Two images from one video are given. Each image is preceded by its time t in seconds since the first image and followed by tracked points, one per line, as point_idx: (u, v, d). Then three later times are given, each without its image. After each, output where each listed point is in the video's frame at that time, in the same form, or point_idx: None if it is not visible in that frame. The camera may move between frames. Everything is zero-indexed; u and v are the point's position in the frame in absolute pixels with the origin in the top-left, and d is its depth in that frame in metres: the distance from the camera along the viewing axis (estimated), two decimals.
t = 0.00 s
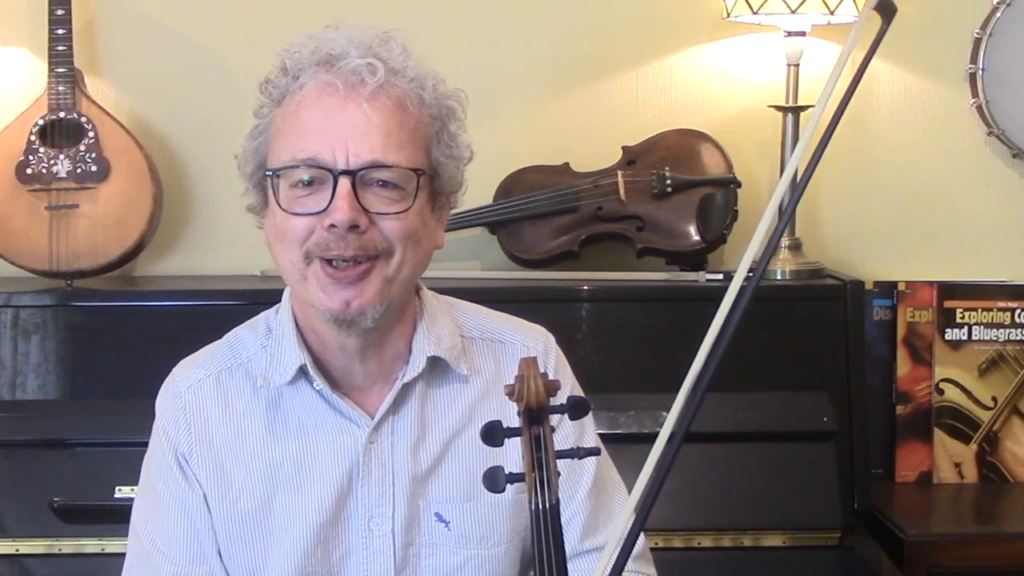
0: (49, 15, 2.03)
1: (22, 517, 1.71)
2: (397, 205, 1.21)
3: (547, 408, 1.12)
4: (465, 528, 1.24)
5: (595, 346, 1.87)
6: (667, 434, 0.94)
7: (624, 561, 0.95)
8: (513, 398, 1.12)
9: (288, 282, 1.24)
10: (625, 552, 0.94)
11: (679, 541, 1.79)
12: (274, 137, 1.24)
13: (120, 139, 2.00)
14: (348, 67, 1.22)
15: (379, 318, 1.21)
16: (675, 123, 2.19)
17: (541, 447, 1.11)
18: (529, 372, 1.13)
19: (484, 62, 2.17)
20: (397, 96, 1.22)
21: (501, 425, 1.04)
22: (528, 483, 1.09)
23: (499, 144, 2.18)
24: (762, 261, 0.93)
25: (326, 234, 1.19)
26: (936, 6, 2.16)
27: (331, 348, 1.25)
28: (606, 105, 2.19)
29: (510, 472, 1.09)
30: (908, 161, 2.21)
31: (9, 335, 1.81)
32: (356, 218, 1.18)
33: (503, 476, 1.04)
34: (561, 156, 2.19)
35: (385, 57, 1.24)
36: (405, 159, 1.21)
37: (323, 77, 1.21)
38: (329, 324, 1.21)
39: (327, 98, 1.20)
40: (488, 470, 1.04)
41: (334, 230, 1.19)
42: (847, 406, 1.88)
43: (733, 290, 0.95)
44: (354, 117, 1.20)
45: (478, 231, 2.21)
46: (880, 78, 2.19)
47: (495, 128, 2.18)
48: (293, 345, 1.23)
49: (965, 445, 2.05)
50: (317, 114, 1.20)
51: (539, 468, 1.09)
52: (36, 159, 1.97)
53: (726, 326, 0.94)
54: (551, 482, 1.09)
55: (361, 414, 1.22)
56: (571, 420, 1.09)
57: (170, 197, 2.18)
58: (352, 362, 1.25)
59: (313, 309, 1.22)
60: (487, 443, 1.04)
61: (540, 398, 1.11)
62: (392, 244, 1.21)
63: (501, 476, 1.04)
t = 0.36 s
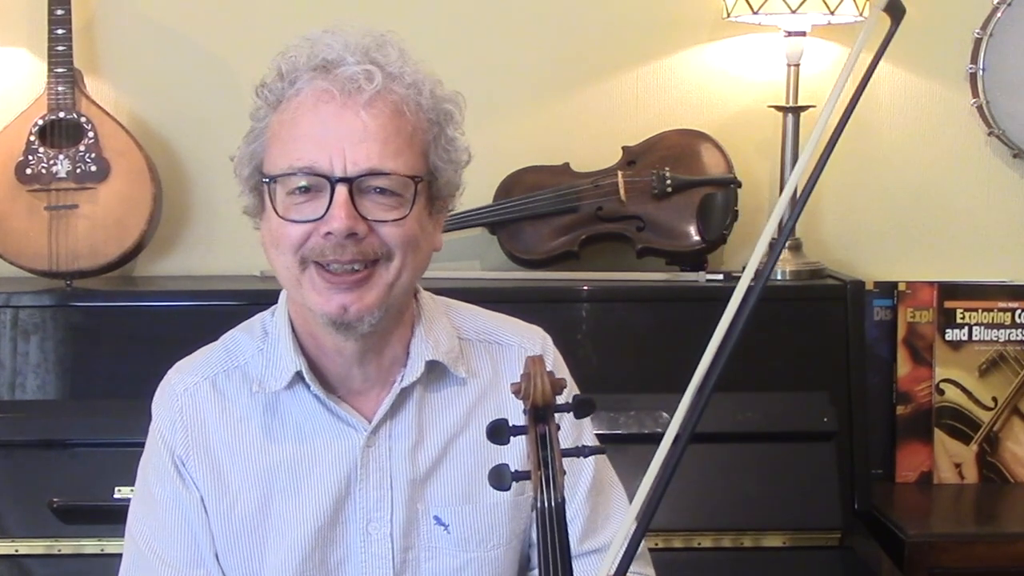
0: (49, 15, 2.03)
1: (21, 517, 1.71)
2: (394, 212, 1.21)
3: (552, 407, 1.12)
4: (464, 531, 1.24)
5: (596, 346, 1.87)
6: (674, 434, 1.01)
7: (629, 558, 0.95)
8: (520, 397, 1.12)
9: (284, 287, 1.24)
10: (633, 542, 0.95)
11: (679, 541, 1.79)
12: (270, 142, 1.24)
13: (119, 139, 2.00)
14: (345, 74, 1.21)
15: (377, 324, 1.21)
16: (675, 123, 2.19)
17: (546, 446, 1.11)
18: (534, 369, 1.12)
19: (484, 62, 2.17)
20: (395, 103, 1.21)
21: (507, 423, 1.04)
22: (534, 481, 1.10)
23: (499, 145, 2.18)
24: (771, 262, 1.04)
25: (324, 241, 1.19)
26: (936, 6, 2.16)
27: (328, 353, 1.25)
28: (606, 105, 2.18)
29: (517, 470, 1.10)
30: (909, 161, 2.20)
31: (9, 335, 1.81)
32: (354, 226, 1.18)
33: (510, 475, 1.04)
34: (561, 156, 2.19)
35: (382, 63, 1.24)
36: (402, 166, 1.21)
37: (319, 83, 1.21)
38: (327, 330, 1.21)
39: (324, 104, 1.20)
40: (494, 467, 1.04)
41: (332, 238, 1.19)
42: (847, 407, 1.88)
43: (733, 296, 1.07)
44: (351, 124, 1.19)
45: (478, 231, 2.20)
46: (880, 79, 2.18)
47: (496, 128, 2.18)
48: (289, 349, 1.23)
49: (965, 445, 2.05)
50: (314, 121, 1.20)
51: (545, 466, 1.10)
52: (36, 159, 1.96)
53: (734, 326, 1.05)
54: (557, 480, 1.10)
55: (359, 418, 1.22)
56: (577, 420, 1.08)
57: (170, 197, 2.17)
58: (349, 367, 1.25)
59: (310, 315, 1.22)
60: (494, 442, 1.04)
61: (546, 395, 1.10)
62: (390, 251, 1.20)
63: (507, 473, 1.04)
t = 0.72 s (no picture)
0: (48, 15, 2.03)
1: (21, 518, 1.70)
2: (394, 206, 1.21)
3: (536, 406, 1.12)
4: (463, 528, 1.24)
5: (596, 347, 1.86)
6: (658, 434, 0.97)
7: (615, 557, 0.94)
8: (502, 397, 1.11)
9: (284, 281, 1.24)
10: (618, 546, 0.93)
11: (679, 541, 1.78)
12: (271, 137, 1.24)
13: (119, 139, 2.00)
14: (345, 67, 1.21)
15: (375, 317, 1.20)
16: (675, 123, 2.19)
17: (532, 445, 1.11)
18: (519, 370, 1.11)
19: (484, 62, 2.17)
20: (394, 96, 1.21)
21: (493, 422, 1.04)
22: (519, 480, 1.10)
23: (499, 145, 2.18)
24: (746, 266, 0.99)
25: (323, 233, 1.19)
26: (937, 6, 2.16)
27: (328, 347, 1.25)
28: (606, 105, 2.18)
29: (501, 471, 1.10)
30: (909, 161, 2.20)
31: (8, 335, 1.81)
32: (353, 218, 1.18)
33: (495, 475, 1.03)
34: (561, 156, 2.19)
35: (382, 58, 1.24)
36: (402, 160, 1.21)
37: (320, 77, 1.21)
38: (326, 323, 1.21)
39: (324, 97, 1.20)
40: (479, 468, 1.04)
41: (331, 230, 1.18)
42: (847, 406, 1.87)
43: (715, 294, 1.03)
44: (351, 117, 1.19)
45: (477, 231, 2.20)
46: (880, 79, 2.18)
47: (495, 128, 2.18)
48: (289, 345, 1.23)
49: (965, 445, 2.05)
50: (313, 114, 1.20)
51: (531, 465, 1.10)
52: (35, 159, 1.96)
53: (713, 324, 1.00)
54: (541, 480, 1.09)
55: (358, 415, 1.22)
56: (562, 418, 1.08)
57: (170, 197, 2.17)
58: (349, 361, 1.25)
59: (309, 309, 1.22)
60: (478, 442, 1.03)
61: (530, 395, 1.10)
62: (389, 244, 1.20)
63: (493, 474, 1.03)
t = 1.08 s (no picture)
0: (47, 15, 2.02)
1: (20, 518, 1.70)
2: (391, 206, 1.20)
3: (532, 406, 1.12)
4: (461, 528, 1.24)
5: (595, 347, 1.86)
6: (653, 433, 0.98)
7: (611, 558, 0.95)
8: (498, 397, 1.12)
9: (281, 281, 1.23)
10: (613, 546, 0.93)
11: (679, 542, 1.78)
12: (268, 137, 1.23)
13: (118, 139, 2.00)
14: (342, 68, 1.21)
15: (372, 317, 1.20)
16: (675, 124, 2.19)
17: (527, 445, 1.11)
18: (514, 370, 1.13)
19: (484, 62, 2.17)
20: (392, 96, 1.21)
21: (488, 424, 1.04)
22: (515, 481, 1.09)
23: (499, 145, 2.18)
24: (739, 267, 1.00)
25: (321, 234, 1.18)
26: (937, 5, 2.15)
27: (326, 348, 1.25)
28: (606, 105, 2.18)
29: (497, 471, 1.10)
30: (909, 161, 2.20)
31: (8, 336, 1.81)
32: (350, 219, 1.18)
33: (491, 475, 1.04)
34: (561, 156, 2.19)
35: (379, 59, 1.24)
36: (399, 160, 1.20)
37: (317, 77, 1.21)
38: (324, 323, 1.21)
39: (321, 97, 1.19)
40: (475, 468, 1.04)
41: (328, 230, 1.18)
42: (847, 406, 1.87)
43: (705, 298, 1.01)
44: (348, 117, 1.19)
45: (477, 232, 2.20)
46: (880, 79, 2.18)
47: (495, 128, 2.18)
48: (287, 345, 1.23)
49: (965, 446, 2.05)
50: (310, 113, 1.19)
51: (526, 466, 1.10)
52: (34, 160, 1.96)
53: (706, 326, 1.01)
54: (537, 480, 1.09)
55: (356, 414, 1.22)
56: (557, 418, 1.09)
57: (169, 197, 2.17)
58: (346, 361, 1.25)
59: (307, 309, 1.22)
60: (474, 442, 1.04)
61: (525, 395, 1.11)
62: (387, 244, 1.20)
63: (489, 474, 1.04)
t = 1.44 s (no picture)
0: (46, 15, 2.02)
1: (19, 518, 1.70)
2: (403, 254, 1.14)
3: (539, 405, 1.12)
4: (462, 529, 1.23)
5: (596, 348, 1.86)
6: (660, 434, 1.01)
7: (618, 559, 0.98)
8: (505, 395, 1.11)
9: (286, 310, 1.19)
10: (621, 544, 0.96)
11: (679, 542, 1.78)
12: (270, 171, 1.16)
13: (118, 140, 1.99)
14: (351, 118, 1.12)
15: (382, 353, 1.18)
16: (675, 124, 2.19)
17: (534, 444, 1.10)
18: (522, 369, 1.12)
19: (484, 62, 2.16)
20: (406, 145, 1.13)
21: (495, 423, 1.04)
22: (523, 479, 1.10)
23: (499, 145, 2.18)
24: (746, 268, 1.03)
25: (331, 286, 1.13)
26: (936, 6, 2.15)
27: (328, 364, 1.22)
28: (606, 105, 2.18)
29: (504, 468, 1.10)
30: (909, 161, 2.20)
31: (7, 336, 1.81)
32: (363, 274, 1.12)
33: (498, 474, 1.04)
34: (561, 156, 2.19)
35: (389, 99, 1.15)
36: (412, 207, 1.14)
37: (325, 121, 1.12)
38: (331, 355, 1.19)
39: (330, 147, 1.11)
40: (482, 466, 1.05)
41: (340, 284, 1.12)
42: (847, 407, 1.87)
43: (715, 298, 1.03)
44: (359, 168, 1.11)
45: (477, 232, 2.20)
46: (880, 79, 2.18)
47: (495, 128, 2.18)
48: (285, 352, 1.22)
49: (966, 446, 2.05)
50: (319, 163, 1.11)
51: (533, 465, 1.10)
52: (33, 160, 1.96)
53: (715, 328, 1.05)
54: (545, 479, 1.09)
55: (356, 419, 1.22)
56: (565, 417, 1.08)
57: (169, 197, 2.17)
58: (349, 377, 1.23)
59: (313, 340, 1.19)
60: (482, 440, 1.04)
61: (533, 393, 1.10)
62: (398, 288, 1.15)
63: (496, 472, 1.04)
